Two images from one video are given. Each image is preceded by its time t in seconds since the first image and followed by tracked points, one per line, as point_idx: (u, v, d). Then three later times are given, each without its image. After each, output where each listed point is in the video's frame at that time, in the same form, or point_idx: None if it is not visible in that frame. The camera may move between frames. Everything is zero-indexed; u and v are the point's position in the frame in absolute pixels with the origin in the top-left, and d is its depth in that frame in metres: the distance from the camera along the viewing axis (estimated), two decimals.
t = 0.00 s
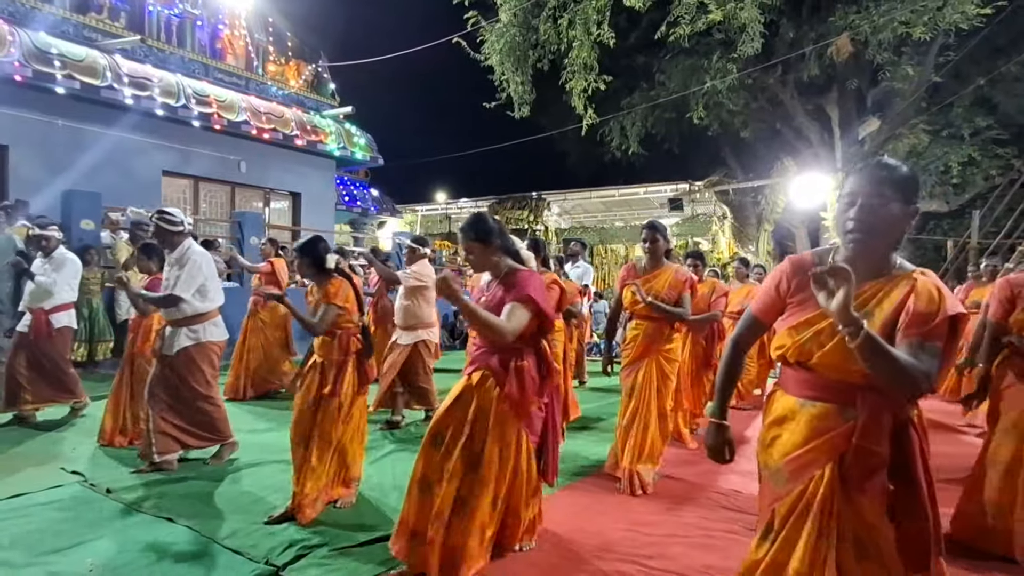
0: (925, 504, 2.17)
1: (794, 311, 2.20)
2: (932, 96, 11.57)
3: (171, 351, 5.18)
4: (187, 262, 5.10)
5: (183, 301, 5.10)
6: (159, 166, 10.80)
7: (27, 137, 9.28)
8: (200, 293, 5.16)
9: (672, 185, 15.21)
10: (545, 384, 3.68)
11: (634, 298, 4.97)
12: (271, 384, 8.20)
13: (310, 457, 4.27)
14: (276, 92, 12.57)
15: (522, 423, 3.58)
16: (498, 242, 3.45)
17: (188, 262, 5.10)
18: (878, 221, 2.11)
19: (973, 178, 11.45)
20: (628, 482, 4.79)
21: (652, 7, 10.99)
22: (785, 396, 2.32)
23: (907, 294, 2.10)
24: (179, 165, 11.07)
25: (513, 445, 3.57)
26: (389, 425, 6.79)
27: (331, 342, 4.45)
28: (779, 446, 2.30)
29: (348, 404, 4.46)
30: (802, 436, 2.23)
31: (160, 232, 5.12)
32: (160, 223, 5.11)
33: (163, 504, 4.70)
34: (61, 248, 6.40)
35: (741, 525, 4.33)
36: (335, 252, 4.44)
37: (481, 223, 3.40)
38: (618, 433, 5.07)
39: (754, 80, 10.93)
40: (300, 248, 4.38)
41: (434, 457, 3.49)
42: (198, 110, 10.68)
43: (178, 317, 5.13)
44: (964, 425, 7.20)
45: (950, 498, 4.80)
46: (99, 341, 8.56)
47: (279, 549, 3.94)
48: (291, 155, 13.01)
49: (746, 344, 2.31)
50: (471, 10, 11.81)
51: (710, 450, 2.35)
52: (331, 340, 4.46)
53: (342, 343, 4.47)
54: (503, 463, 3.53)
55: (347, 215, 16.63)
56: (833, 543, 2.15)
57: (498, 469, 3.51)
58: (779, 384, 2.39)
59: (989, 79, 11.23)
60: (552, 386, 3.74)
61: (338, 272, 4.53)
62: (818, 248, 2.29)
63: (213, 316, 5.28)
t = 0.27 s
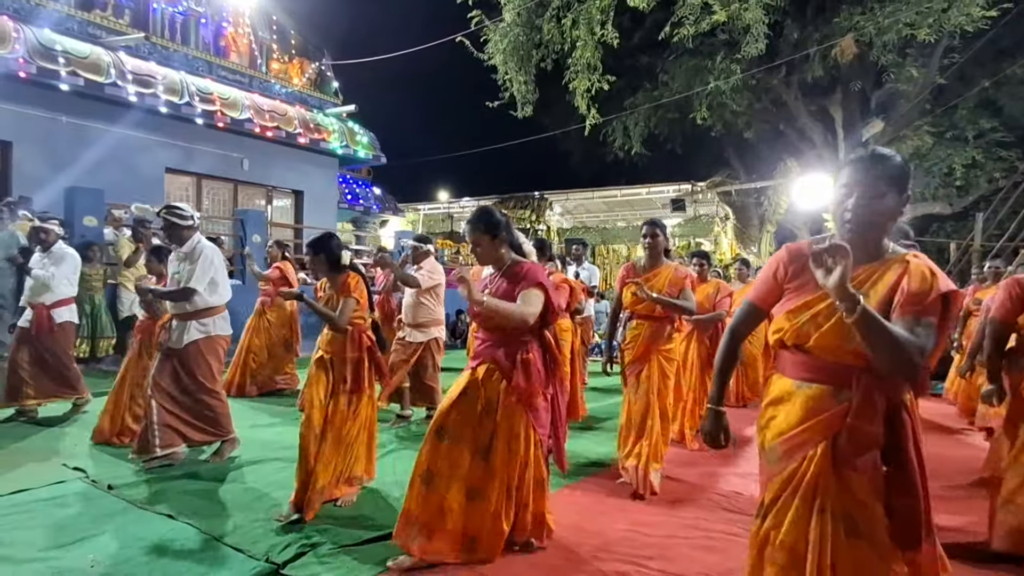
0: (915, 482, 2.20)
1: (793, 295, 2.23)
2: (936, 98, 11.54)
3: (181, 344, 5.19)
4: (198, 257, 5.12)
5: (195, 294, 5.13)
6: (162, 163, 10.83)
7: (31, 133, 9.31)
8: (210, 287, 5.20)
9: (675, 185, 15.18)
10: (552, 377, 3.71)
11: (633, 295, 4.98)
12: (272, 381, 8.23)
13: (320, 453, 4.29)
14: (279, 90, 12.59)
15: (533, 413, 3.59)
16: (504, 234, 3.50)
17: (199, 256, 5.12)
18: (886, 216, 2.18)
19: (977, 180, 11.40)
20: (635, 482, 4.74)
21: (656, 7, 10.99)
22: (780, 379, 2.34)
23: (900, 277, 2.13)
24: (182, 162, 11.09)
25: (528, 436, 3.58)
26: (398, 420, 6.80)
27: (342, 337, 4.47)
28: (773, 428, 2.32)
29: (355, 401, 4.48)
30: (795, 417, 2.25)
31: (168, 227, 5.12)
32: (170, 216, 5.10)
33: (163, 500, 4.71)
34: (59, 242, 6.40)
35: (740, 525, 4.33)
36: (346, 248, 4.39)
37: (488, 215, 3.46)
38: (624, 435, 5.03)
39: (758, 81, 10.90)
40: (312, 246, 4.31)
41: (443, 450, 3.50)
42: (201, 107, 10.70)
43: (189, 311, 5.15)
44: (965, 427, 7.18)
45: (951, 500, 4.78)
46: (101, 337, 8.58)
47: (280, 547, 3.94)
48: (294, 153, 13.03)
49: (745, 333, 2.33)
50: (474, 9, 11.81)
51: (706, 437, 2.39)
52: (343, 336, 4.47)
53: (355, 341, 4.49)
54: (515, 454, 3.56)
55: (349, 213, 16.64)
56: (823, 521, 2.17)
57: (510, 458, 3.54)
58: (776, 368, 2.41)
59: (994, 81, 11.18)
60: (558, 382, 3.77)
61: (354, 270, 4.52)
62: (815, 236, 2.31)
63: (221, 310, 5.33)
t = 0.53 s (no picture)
0: (911, 498, 2.17)
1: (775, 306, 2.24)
2: (939, 101, 11.52)
3: (172, 350, 5.15)
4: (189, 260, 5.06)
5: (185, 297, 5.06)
6: (164, 161, 10.84)
7: (34, 131, 9.33)
8: (202, 291, 5.17)
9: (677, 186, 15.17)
10: (530, 375, 3.62)
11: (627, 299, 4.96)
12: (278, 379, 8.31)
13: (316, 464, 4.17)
14: (282, 89, 12.61)
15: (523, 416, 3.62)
16: (466, 235, 3.38)
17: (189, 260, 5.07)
18: (858, 228, 2.10)
19: (979, 183, 11.40)
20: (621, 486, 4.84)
21: (659, 8, 10.99)
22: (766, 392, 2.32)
23: (884, 288, 2.08)
24: (184, 161, 11.11)
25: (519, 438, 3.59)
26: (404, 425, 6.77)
27: (333, 345, 4.36)
28: (764, 445, 2.28)
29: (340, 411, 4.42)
30: (788, 433, 2.22)
31: (159, 230, 5.06)
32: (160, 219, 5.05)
33: (164, 499, 4.72)
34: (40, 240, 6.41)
35: (739, 529, 4.33)
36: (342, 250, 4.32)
37: (448, 215, 3.35)
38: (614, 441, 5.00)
39: (761, 82, 10.90)
40: (307, 247, 4.24)
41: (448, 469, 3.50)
42: (204, 106, 10.71)
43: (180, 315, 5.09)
44: (965, 431, 7.18)
45: (951, 504, 4.78)
46: (103, 335, 8.61)
47: (280, 548, 3.95)
48: (296, 152, 13.04)
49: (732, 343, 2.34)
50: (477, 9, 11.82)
51: (695, 453, 2.39)
52: (334, 342, 4.36)
53: (344, 347, 4.36)
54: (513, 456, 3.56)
55: (351, 213, 16.64)
56: (822, 540, 2.13)
57: (508, 463, 3.55)
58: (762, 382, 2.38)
59: (998, 84, 11.16)
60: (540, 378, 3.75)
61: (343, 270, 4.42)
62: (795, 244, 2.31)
63: (211, 314, 5.29)
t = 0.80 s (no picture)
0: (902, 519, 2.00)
1: (759, 307, 2.11)
2: (942, 103, 11.51)
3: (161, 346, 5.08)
4: (189, 257, 5.03)
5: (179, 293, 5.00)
6: (166, 161, 10.85)
7: (37, 130, 9.34)
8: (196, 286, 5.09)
9: (679, 188, 15.17)
10: (502, 376, 3.59)
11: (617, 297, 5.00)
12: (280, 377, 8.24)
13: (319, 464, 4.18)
14: (284, 88, 12.62)
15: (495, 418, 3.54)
16: (431, 235, 3.31)
17: (189, 256, 5.03)
18: (850, 230, 2.00)
19: (982, 185, 11.40)
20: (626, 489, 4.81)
21: (662, 9, 11.00)
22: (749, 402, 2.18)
23: (867, 288, 1.87)
24: (187, 160, 11.12)
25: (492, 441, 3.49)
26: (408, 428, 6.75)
27: (319, 340, 4.43)
28: (747, 458, 2.13)
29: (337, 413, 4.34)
30: (772, 445, 2.05)
31: (160, 223, 5.04)
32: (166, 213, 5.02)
33: (164, 499, 4.73)
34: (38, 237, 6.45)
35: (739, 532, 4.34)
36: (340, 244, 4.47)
37: (412, 215, 3.26)
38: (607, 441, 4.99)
39: (763, 84, 10.89)
40: (302, 236, 4.39)
41: (420, 473, 3.43)
42: (207, 106, 10.72)
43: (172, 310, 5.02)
44: (966, 434, 7.18)
45: (950, 509, 4.79)
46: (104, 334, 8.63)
47: (281, 548, 3.96)
48: (299, 151, 13.06)
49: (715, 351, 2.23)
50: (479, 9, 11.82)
51: (675, 469, 2.29)
52: (318, 337, 4.44)
53: (332, 340, 4.42)
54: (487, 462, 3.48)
55: (353, 213, 16.65)
56: (810, 562, 1.95)
57: (483, 463, 3.49)
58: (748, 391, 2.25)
59: (1001, 86, 11.13)
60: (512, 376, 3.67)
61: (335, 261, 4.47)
62: (785, 247, 2.19)
63: (204, 313, 5.21)
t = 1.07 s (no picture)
0: (921, 530, 2.00)
1: (766, 310, 2.09)
2: (946, 104, 11.46)
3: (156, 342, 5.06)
4: (198, 259, 5.10)
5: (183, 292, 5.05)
6: (170, 159, 10.88)
7: (42, 128, 9.37)
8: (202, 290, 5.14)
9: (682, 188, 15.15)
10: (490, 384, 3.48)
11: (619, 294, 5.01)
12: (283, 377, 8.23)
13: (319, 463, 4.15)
14: (288, 87, 12.64)
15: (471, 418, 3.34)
16: (448, 227, 3.29)
17: (199, 259, 5.10)
18: (868, 232, 1.98)
19: (986, 187, 11.37)
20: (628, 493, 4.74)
21: (666, 9, 10.98)
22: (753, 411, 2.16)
23: (883, 290, 1.89)
24: (190, 159, 11.14)
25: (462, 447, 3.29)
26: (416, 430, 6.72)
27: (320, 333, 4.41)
28: (754, 468, 2.11)
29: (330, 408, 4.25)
30: (783, 455, 2.04)
31: (174, 222, 5.08)
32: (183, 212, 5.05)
33: (167, 498, 4.75)
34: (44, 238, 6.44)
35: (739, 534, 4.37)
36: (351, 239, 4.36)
37: (429, 203, 3.27)
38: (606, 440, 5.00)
39: (767, 84, 10.86)
40: (313, 229, 4.20)
41: (401, 475, 3.30)
42: (210, 104, 10.74)
43: (173, 308, 5.05)
44: (967, 437, 7.18)
45: (950, 513, 4.80)
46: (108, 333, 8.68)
47: (285, 547, 3.98)
48: (303, 150, 13.08)
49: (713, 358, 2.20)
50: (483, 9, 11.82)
51: (661, 473, 2.27)
52: (323, 329, 4.43)
53: (336, 336, 4.39)
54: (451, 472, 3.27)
55: (356, 211, 16.67)
56: None
57: (454, 465, 3.28)
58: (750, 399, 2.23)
59: (1007, 87, 11.06)
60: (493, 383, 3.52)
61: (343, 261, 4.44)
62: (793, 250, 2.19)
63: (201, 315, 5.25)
